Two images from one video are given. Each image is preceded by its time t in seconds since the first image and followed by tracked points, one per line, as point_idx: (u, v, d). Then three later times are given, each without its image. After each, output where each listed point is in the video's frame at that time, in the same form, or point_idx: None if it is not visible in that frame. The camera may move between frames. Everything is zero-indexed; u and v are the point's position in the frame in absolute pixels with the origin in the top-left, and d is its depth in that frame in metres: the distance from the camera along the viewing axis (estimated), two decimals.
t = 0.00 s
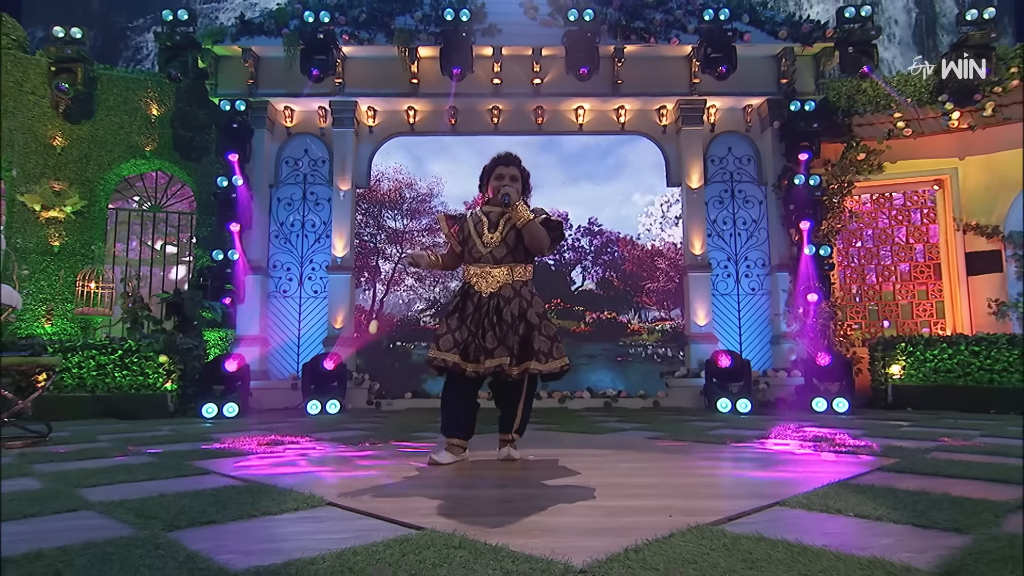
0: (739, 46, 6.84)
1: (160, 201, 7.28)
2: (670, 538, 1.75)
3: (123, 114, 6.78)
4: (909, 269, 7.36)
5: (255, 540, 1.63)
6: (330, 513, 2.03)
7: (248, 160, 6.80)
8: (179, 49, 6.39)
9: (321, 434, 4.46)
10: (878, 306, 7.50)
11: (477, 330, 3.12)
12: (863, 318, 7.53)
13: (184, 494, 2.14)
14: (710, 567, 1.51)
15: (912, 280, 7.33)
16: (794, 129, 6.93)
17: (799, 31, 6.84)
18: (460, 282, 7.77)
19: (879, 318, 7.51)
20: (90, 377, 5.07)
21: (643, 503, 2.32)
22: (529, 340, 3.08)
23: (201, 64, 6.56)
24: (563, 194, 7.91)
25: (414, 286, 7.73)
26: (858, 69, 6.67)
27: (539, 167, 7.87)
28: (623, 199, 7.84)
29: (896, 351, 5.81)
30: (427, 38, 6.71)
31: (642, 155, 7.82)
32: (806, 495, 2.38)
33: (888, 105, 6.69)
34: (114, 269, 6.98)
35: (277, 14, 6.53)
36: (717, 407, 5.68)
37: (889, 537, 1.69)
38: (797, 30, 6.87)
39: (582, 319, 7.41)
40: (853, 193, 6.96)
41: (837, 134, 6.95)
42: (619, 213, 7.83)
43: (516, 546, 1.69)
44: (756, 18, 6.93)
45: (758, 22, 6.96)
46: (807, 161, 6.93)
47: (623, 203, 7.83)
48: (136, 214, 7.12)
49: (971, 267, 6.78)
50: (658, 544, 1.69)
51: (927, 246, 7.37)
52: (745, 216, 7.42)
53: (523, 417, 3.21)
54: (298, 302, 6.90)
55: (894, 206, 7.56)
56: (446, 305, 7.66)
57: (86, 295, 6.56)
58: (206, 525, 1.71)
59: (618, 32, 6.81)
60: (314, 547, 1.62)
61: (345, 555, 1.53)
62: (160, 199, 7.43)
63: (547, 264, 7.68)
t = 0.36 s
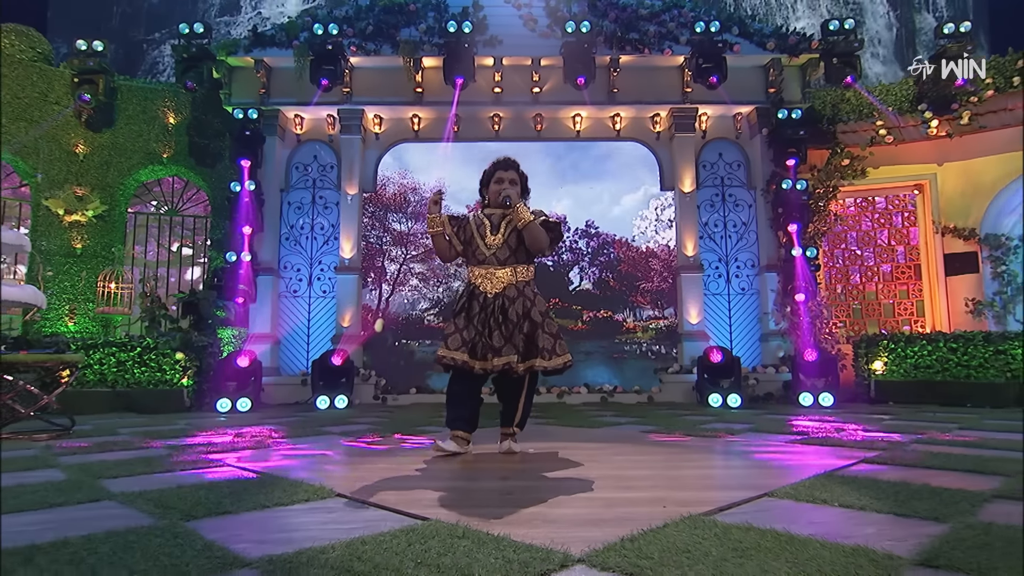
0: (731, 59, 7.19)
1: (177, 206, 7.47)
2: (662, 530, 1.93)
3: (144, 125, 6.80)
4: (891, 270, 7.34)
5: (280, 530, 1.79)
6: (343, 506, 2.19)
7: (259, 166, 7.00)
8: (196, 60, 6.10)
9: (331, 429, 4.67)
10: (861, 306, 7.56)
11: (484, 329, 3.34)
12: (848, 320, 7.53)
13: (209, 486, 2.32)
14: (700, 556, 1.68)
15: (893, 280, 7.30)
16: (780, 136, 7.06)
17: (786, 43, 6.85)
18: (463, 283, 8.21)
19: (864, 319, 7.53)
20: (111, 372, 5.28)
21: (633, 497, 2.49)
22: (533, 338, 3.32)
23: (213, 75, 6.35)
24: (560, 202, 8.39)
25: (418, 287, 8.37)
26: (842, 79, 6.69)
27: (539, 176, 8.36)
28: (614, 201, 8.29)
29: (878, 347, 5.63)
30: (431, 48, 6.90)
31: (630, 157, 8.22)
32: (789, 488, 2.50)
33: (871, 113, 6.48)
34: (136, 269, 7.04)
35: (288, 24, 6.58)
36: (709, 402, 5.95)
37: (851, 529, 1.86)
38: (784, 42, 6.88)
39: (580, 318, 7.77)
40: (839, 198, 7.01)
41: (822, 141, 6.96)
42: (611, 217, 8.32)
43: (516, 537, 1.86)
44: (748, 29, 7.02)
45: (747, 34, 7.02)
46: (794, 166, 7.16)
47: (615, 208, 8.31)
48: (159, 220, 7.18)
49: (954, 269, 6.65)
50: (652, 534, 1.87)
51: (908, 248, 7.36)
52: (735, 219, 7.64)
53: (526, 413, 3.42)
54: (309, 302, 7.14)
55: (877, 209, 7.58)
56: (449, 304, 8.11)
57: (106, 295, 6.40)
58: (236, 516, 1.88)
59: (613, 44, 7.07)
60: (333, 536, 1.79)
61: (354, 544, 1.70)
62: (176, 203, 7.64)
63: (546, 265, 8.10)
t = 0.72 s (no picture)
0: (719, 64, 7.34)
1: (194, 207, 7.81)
2: (653, 515, 2.00)
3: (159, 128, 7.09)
4: (872, 268, 7.64)
5: (289, 511, 1.93)
6: (347, 491, 2.33)
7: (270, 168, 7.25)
8: (209, 67, 6.73)
9: (337, 420, 4.88)
10: (845, 302, 7.79)
11: (482, 325, 3.58)
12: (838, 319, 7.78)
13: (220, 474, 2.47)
14: (687, 539, 1.73)
15: (874, 278, 7.62)
16: (768, 141, 7.36)
17: (774, 51, 7.30)
18: (463, 281, 8.36)
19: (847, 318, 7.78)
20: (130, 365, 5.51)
21: (620, 485, 2.65)
22: (531, 333, 3.54)
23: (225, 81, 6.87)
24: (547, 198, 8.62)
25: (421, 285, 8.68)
26: (826, 86, 6.99)
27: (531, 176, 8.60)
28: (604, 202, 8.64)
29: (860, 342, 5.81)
30: (434, 56, 7.17)
31: (614, 155, 8.62)
32: (774, 476, 2.72)
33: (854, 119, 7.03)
34: (153, 268, 7.27)
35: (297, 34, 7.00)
36: (699, 393, 6.16)
37: (819, 510, 2.00)
38: (772, 50, 7.32)
39: (577, 313, 8.00)
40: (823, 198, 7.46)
41: (808, 144, 7.33)
42: (604, 215, 8.59)
43: (513, 522, 1.94)
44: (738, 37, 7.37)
45: (736, 42, 7.37)
46: (783, 169, 7.39)
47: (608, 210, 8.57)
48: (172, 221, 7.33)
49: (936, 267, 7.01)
50: (644, 519, 1.94)
51: (890, 247, 7.66)
52: (725, 219, 7.85)
53: (523, 404, 3.64)
54: (317, 299, 7.41)
55: (860, 210, 7.89)
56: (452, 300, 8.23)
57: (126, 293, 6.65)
58: (246, 500, 2.02)
59: (608, 51, 7.31)
60: (339, 518, 1.89)
61: (362, 528, 1.73)
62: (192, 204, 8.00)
63: (543, 263, 8.30)
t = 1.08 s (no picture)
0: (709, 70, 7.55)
1: (206, 207, 8.02)
2: (638, 497, 2.16)
3: (175, 133, 7.45)
4: (854, 265, 7.84)
5: (300, 496, 2.12)
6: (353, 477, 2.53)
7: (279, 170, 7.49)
8: (223, 73, 6.92)
9: (344, 410, 5.13)
10: (828, 298, 8.03)
11: (479, 318, 3.85)
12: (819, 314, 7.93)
13: (235, 462, 2.68)
14: (669, 518, 1.86)
15: (856, 275, 7.83)
16: (756, 143, 7.50)
17: (760, 58, 7.33)
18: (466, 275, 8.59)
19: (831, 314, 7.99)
20: (149, 356, 5.80)
21: (607, 471, 2.87)
22: (525, 327, 3.81)
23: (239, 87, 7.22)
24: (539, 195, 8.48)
25: (424, 281, 8.65)
26: (812, 91, 7.19)
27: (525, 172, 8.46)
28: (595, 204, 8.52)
29: (842, 336, 6.08)
30: (437, 61, 7.38)
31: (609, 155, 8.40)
32: (754, 461, 2.99)
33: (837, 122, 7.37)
34: (169, 266, 7.58)
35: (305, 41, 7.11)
36: (689, 385, 6.39)
37: (789, 491, 2.21)
38: (759, 57, 7.35)
39: (573, 308, 8.12)
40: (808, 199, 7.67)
41: (794, 146, 7.51)
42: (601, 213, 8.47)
43: (509, 504, 2.10)
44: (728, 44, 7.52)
45: (724, 49, 7.52)
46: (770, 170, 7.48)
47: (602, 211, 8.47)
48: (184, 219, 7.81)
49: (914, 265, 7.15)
50: (630, 501, 2.09)
51: (870, 245, 7.82)
52: (714, 218, 8.00)
53: (521, 391, 3.91)
54: (325, 295, 7.63)
55: (843, 210, 8.02)
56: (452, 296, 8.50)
57: (144, 288, 7.22)
58: (259, 484, 2.25)
59: (603, 57, 7.47)
60: (346, 501, 2.07)
61: (364, 509, 1.90)
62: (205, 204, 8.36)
63: (541, 261, 8.42)
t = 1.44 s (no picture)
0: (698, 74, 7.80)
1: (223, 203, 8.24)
2: (623, 476, 2.35)
3: (188, 134, 7.64)
4: (837, 260, 7.91)
5: (309, 475, 2.28)
6: (359, 459, 2.73)
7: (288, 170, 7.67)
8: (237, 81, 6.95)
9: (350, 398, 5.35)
10: (812, 291, 8.09)
11: (472, 308, 4.13)
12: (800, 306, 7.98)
13: (246, 446, 2.86)
14: (649, 494, 2.02)
15: (839, 269, 7.90)
16: (745, 144, 7.72)
17: (748, 62, 7.63)
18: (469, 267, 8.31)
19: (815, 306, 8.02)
20: (163, 345, 6.05)
21: (598, 454, 3.05)
22: (514, 318, 4.05)
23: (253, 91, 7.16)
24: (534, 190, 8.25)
25: (427, 275, 8.17)
26: (796, 94, 7.12)
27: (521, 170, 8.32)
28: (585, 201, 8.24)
29: (826, 327, 6.22)
30: (438, 65, 7.66)
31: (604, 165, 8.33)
32: (736, 445, 3.25)
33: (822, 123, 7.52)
34: (188, 261, 7.99)
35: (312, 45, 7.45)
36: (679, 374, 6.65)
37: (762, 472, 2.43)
38: (747, 61, 7.65)
39: (569, 299, 7.98)
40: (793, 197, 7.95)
41: (779, 147, 7.75)
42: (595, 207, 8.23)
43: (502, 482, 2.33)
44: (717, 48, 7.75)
45: (714, 53, 7.78)
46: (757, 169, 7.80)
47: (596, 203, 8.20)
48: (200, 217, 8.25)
49: (892, 259, 7.40)
50: (613, 479, 2.28)
51: (853, 241, 7.91)
52: (704, 215, 8.23)
53: (517, 378, 4.10)
54: (333, 289, 7.93)
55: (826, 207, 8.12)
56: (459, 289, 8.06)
57: (160, 282, 7.44)
58: (271, 464, 2.49)
59: (598, 61, 7.77)
60: (352, 480, 2.24)
61: (368, 485, 2.10)
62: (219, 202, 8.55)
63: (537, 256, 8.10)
